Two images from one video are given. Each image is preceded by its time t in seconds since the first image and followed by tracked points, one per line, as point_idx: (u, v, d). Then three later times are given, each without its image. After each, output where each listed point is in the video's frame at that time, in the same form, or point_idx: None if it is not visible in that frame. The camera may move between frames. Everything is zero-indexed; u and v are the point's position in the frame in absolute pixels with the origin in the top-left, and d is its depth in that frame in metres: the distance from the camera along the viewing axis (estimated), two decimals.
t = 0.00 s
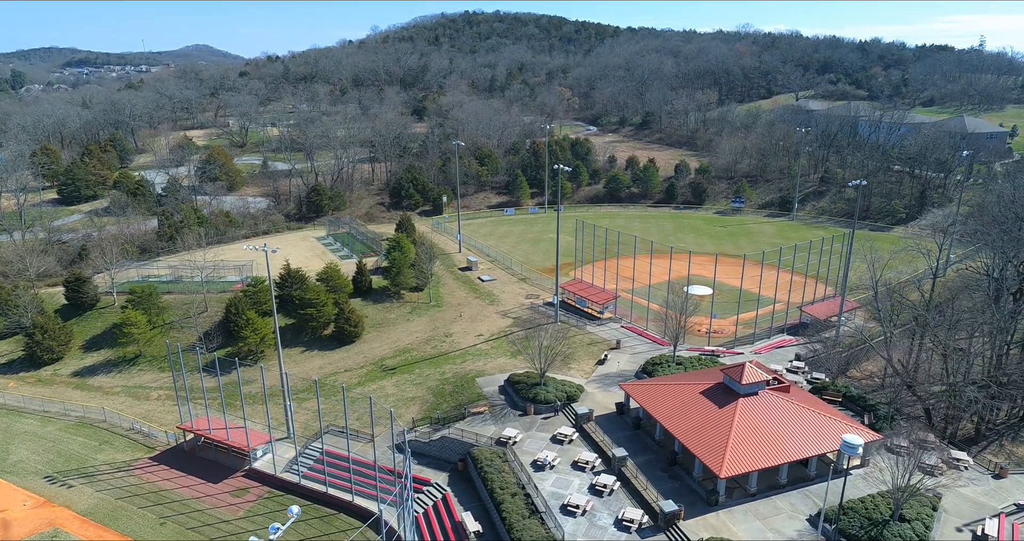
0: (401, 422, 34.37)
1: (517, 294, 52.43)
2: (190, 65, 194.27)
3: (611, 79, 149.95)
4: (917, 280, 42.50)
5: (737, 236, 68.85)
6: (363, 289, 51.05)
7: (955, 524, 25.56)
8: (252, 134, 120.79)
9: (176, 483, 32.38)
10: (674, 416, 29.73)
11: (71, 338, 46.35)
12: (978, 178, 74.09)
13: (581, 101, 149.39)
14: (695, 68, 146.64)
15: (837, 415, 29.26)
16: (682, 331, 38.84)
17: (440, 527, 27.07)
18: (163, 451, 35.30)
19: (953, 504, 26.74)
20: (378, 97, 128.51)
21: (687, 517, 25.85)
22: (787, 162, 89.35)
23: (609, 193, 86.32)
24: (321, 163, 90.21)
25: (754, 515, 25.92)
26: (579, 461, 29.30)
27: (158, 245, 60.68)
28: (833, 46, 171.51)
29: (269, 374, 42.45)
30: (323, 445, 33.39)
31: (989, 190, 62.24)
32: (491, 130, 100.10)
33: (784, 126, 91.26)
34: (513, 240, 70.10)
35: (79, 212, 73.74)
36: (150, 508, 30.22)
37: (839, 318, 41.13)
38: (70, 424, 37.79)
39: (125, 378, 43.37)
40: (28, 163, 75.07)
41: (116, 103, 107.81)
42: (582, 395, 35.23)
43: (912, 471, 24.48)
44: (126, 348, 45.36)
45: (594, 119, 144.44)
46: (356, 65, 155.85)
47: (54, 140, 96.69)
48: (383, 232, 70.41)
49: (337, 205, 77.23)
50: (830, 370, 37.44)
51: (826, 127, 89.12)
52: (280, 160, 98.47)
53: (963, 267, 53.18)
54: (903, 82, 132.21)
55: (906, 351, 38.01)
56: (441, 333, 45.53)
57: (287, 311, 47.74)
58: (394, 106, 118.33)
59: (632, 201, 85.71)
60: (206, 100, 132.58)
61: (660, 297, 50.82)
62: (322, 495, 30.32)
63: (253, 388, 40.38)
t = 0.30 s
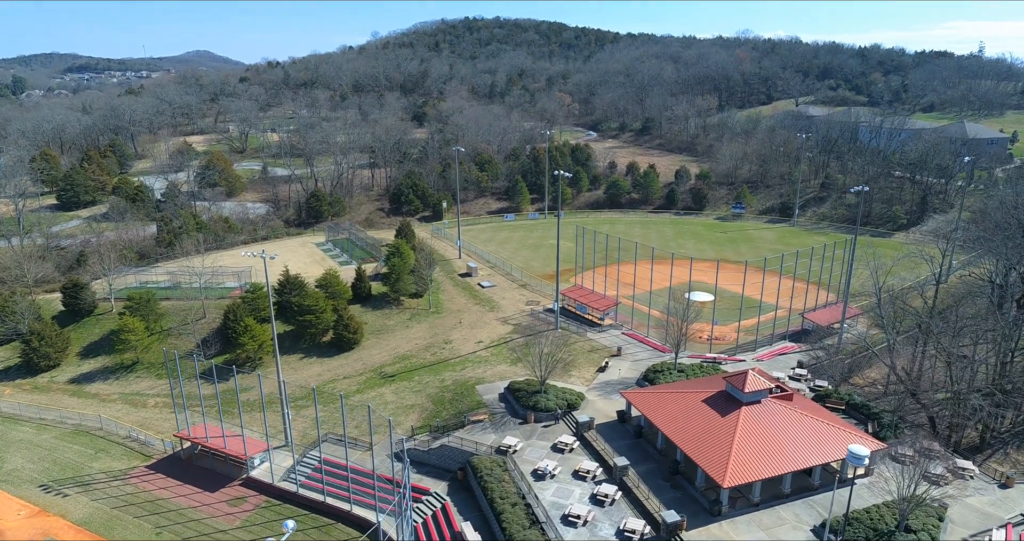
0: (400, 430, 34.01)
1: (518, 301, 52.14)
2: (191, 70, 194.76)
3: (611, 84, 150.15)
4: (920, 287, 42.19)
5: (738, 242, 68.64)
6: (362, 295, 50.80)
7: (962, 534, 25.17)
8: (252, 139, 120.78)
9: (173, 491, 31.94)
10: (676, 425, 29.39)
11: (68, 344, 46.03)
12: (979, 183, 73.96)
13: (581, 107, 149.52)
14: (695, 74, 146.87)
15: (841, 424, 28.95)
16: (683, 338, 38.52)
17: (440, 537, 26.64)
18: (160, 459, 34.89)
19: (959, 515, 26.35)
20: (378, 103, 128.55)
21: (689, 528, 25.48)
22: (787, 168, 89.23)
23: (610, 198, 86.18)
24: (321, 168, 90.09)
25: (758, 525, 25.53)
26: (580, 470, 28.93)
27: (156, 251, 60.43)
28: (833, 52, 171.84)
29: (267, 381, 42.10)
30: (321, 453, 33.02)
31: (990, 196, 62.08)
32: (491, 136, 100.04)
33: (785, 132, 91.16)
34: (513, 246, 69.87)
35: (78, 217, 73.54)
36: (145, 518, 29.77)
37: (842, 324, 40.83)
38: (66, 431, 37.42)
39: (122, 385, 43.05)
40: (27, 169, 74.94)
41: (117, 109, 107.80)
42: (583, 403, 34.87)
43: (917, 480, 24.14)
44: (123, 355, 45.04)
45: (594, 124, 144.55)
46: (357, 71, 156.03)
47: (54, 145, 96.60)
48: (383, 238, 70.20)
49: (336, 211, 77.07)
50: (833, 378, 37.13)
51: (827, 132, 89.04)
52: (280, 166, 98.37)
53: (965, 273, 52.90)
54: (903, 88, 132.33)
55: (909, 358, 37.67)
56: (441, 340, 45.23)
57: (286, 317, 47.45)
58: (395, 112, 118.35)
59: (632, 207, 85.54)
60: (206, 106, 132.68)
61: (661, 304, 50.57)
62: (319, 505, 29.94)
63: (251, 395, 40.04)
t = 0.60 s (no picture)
0: (399, 437, 33.70)
1: (518, 306, 51.88)
2: (191, 75, 194.86)
3: (611, 89, 150.20)
4: (923, 292, 41.89)
5: (739, 247, 68.42)
6: (362, 300, 50.52)
7: None
8: (252, 144, 120.71)
9: (169, 499, 31.55)
10: (678, 432, 29.09)
11: (65, 350, 45.71)
12: (980, 188, 73.78)
13: (581, 111, 149.52)
14: (695, 78, 146.92)
15: (845, 431, 28.67)
16: (685, 344, 38.22)
17: None
18: (156, 466, 34.52)
19: (965, 524, 26.03)
20: (379, 107, 128.50)
21: (692, 537, 25.12)
22: (788, 172, 89.08)
23: (610, 203, 86.01)
24: (321, 172, 89.94)
25: (762, 535, 25.18)
26: (581, 478, 28.58)
27: (155, 255, 60.17)
28: (833, 56, 171.97)
29: (266, 387, 41.79)
30: (319, 460, 32.66)
31: (992, 201, 61.89)
32: (491, 140, 99.91)
33: (785, 136, 91.06)
34: (513, 250, 69.61)
35: (76, 222, 73.33)
36: (141, 526, 29.35)
37: (844, 330, 40.55)
38: (63, 438, 37.06)
39: (119, 391, 42.71)
40: (26, 173, 74.75)
41: (117, 113, 107.70)
42: (584, 410, 34.54)
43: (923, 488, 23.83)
44: (120, 361, 44.76)
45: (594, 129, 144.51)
46: (357, 75, 156.04)
47: (53, 149, 96.45)
48: (382, 243, 69.97)
49: (336, 215, 76.86)
50: (835, 384, 36.85)
51: (827, 137, 88.92)
52: (279, 170, 98.25)
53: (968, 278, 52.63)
54: (903, 92, 132.34)
55: (912, 364, 37.37)
56: (440, 346, 44.93)
57: (285, 323, 47.17)
58: (395, 116, 118.29)
59: (633, 211, 85.33)
60: (206, 110, 132.68)
61: (662, 309, 50.32)
62: (317, 513, 29.59)
63: (249, 402, 39.69)
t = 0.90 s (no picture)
0: (398, 443, 33.38)
1: (518, 310, 51.62)
2: (191, 78, 194.79)
3: (611, 92, 150.17)
4: (926, 296, 41.61)
5: (740, 250, 68.20)
6: (361, 304, 50.28)
7: None
8: (252, 147, 120.57)
9: (166, 506, 31.21)
10: (680, 438, 28.80)
11: (62, 354, 45.42)
12: (982, 191, 73.58)
13: (581, 115, 149.50)
14: (695, 81, 147.02)
15: (849, 437, 28.40)
16: (686, 348, 37.94)
17: None
18: (153, 472, 34.18)
19: (971, 531, 25.73)
20: (378, 111, 128.37)
21: None
22: (789, 175, 88.91)
23: (610, 206, 85.82)
24: (320, 175, 89.75)
25: None
26: (581, 485, 28.25)
27: (153, 259, 59.93)
28: (833, 59, 171.99)
29: (264, 392, 41.48)
30: (317, 466, 32.32)
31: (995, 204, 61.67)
32: (491, 143, 99.77)
33: (786, 140, 90.93)
34: (513, 254, 69.39)
35: (75, 225, 73.10)
36: (137, 533, 28.98)
37: (847, 334, 40.28)
38: (59, 443, 36.72)
39: (116, 396, 42.39)
40: (25, 176, 74.60)
41: (116, 116, 107.58)
42: (585, 415, 34.25)
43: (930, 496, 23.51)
44: (118, 366, 44.46)
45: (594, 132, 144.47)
46: (357, 78, 155.94)
47: (52, 153, 96.29)
48: (382, 246, 69.73)
49: (336, 218, 76.64)
50: (837, 389, 36.57)
51: (828, 140, 88.78)
52: (279, 173, 98.09)
53: (971, 282, 52.36)
54: (904, 95, 132.30)
55: (916, 369, 37.04)
56: (440, 350, 44.67)
57: (284, 327, 46.90)
58: (394, 119, 118.22)
59: (633, 215, 85.09)
60: (206, 113, 132.59)
61: (664, 313, 50.09)
62: (315, 519, 29.26)
63: (247, 407, 39.38)
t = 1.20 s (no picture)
0: (398, 448, 33.05)
1: (518, 313, 51.32)
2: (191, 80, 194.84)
3: (611, 94, 150.04)
4: (929, 300, 41.35)
5: (741, 252, 67.95)
6: (360, 307, 49.98)
7: None
8: (252, 149, 120.37)
9: (162, 512, 30.85)
10: (682, 444, 28.50)
11: (59, 358, 45.09)
12: (983, 194, 73.38)
13: (581, 117, 149.44)
14: (695, 83, 146.94)
15: (852, 443, 28.11)
16: (688, 352, 37.61)
17: None
18: (150, 478, 33.84)
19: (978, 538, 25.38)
20: (378, 113, 128.18)
21: None
22: (790, 178, 88.64)
23: (611, 208, 85.60)
24: (320, 178, 89.51)
25: None
26: (583, 491, 27.91)
27: (152, 262, 59.67)
28: (834, 61, 171.98)
29: (262, 396, 41.14)
30: (316, 472, 31.98)
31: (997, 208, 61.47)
32: (491, 145, 99.58)
33: (786, 142, 90.75)
34: (513, 256, 69.11)
35: (73, 228, 72.83)
36: (133, 539, 28.59)
37: (849, 338, 40.04)
38: (55, 448, 36.37)
39: (114, 400, 42.08)
40: (24, 179, 74.37)
41: (116, 119, 107.35)
42: (585, 420, 33.92)
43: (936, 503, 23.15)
44: (116, 370, 44.16)
45: (594, 134, 144.34)
46: (356, 81, 155.79)
47: (51, 155, 96.10)
48: (381, 249, 69.48)
49: (335, 220, 76.37)
50: (840, 394, 36.28)
51: (829, 142, 88.60)
52: (278, 175, 97.85)
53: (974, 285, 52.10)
54: (904, 98, 132.26)
55: (919, 373, 36.76)
56: (440, 354, 44.35)
57: (282, 331, 46.62)
58: (394, 121, 118.09)
59: (634, 217, 84.85)
60: (206, 116, 132.46)
61: (665, 316, 49.83)
62: (314, 526, 28.91)
63: (245, 411, 39.05)
